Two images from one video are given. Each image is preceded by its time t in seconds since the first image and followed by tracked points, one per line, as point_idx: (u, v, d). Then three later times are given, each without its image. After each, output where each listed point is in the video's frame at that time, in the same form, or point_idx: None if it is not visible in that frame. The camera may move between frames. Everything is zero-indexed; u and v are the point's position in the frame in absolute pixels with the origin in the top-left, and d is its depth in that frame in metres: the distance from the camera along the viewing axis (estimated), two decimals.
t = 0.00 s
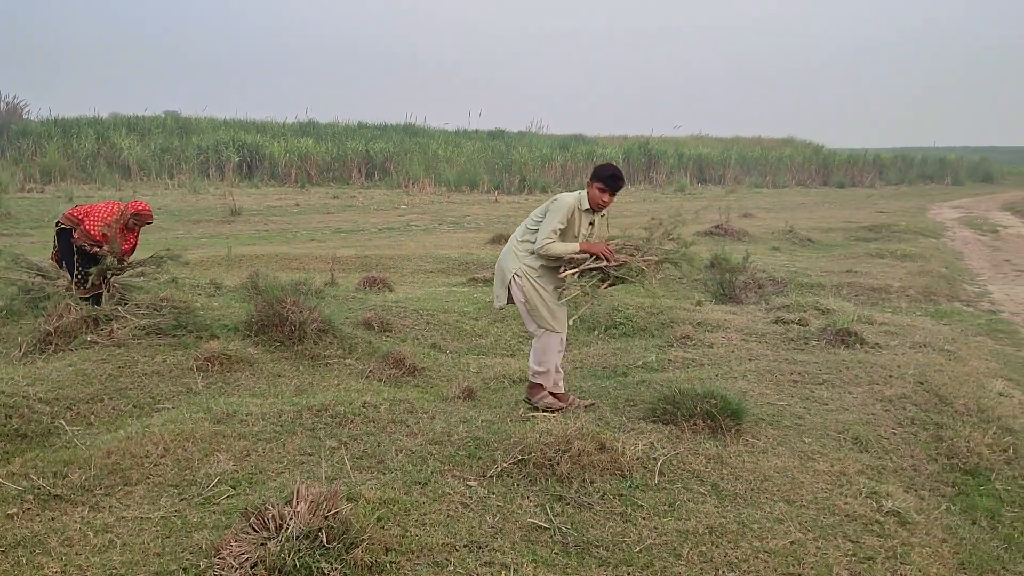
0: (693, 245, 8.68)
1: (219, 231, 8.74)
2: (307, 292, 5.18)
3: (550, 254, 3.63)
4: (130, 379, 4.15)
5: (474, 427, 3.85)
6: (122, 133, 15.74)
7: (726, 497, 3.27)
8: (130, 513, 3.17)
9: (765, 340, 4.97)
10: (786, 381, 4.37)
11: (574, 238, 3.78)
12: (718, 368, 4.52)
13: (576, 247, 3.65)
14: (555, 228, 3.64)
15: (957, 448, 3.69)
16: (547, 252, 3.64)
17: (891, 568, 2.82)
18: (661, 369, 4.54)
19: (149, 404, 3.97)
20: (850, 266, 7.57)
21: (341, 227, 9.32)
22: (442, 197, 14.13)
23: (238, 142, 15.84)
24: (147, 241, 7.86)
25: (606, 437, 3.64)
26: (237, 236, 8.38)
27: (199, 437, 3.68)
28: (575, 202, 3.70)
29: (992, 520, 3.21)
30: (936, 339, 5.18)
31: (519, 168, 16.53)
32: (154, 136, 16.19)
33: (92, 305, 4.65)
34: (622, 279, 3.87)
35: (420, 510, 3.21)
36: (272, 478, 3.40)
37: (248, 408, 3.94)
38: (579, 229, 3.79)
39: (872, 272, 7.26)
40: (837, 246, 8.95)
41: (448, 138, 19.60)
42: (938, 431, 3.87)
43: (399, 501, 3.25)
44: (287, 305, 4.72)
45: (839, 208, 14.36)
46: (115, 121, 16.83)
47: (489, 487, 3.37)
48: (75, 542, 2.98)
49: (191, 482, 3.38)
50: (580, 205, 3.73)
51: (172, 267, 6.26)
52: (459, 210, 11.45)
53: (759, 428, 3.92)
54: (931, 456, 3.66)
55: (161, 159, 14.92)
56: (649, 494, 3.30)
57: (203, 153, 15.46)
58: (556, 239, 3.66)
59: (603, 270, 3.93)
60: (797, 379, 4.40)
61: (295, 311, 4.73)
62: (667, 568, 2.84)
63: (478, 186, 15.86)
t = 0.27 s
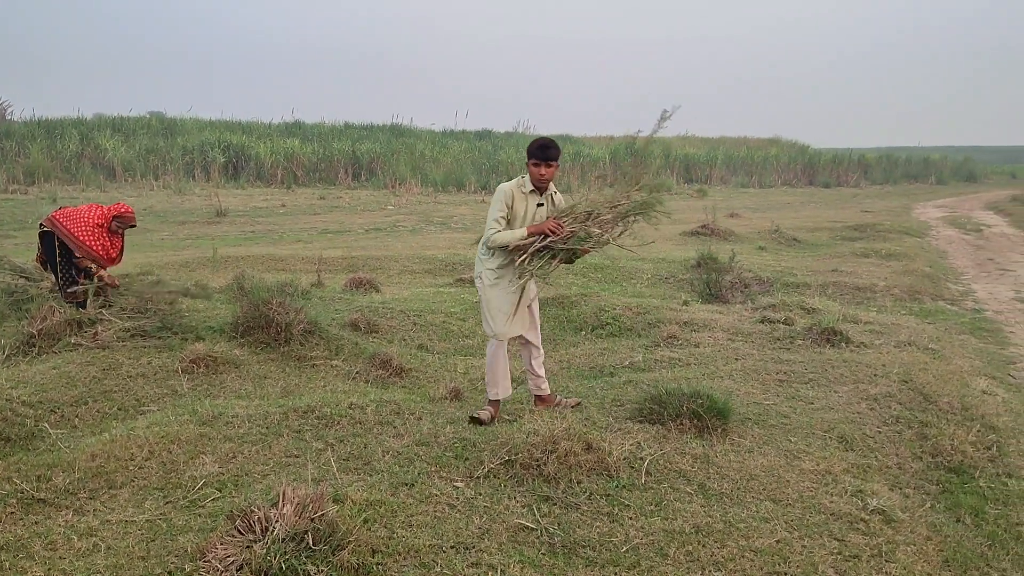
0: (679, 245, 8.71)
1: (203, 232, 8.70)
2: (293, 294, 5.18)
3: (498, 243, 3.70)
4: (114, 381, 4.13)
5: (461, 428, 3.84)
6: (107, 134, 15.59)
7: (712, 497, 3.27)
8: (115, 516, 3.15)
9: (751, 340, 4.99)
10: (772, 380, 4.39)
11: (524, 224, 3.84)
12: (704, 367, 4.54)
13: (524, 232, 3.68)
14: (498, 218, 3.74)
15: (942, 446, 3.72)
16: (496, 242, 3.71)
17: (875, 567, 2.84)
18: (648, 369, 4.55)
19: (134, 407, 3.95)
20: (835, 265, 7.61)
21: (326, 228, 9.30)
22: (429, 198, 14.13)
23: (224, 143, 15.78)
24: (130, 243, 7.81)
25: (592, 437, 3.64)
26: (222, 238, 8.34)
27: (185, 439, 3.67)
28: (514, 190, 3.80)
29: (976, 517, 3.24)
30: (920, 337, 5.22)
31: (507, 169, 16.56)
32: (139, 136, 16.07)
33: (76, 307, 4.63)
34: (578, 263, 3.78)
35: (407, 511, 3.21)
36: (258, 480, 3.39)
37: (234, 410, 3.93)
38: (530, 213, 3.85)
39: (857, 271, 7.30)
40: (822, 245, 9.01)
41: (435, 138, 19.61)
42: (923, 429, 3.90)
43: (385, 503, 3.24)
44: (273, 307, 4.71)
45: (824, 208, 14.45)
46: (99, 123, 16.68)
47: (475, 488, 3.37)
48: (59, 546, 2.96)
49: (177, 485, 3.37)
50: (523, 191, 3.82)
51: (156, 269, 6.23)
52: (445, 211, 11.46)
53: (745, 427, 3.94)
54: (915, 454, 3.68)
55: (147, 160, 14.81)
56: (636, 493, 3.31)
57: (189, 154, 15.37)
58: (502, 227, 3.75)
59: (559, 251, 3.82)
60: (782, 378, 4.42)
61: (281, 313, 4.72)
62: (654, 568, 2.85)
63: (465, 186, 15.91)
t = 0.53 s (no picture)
0: (671, 245, 8.72)
1: (194, 233, 8.67)
2: (285, 295, 5.17)
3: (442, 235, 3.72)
4: (106, 384, 4.12)
5: (454, 429, 3.84)
6: (98, 135, 15.51)
7: (705, 497, 3.28)
8: (106, 519, 3.14)
9: (744, 339, 5.00)
10: (764, 380, 4.40)
11: (468, 212, 3.78)
12: (696, 367, 4.55)
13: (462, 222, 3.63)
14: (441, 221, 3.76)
15: (933, 446, 3.73)
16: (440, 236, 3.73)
17: (867, 566, 2.84)
18: (640, 369, 4.56)
19: (125, 409, 3.94)
20: (827, 265, 7.63)
21: (318, 230, 9.29)
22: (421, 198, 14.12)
23: (216, 144, 15.74)
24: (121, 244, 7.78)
25: (585, 438, 3.64)
26: (213, 239, 8.32)
27: (177, 441, 3.66)
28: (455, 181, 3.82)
29: (968, 516, 3.25)
30: (911, 337, 5.23)
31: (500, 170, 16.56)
32: (131, 137, 16.00)
33: (67, 310, 4.61)
34: (517, 248, 3.62)
35: (400, 512, 3.20)
36: (250, 482, 3.38)
37: (226, 412, 3.92)
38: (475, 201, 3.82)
39: (848, 271, 7.32)
40: (814, 245, 9.04)
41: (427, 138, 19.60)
42: (914, 428, 3.91)
43: (378, 504, 3.24)
44: (265, 308, 4.71)
45: (816, 208, 14.50)
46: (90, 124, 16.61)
47: (468, 489, 3.36)
48: (50, 549, 2.95)
49: (168, 487, 3.36)
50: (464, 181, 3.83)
51: (147, 270, 6.21)
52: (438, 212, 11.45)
53: (737, 427, 3.94)
54: (907, 453, 3.69)
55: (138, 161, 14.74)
56: (629, 494, 3.31)
57: (180, 155, 15.32)
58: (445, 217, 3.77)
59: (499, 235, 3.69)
60: (775, 377, 4.43)
61: (273, 314, 4.72)
62: (647, 568, 2.85)
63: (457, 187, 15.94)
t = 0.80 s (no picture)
0: (669, 246, 8.72)
1: (191, 235, 8.66)
2: (283, 296, 5.17)
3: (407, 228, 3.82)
4: (103, 386, 4.11)
5: (452, 430, 3.83)
6: (95, 136, 15.48)
7: (703, 498, 3.28)
8: (104, 522, 3.13)
9: (741, 340, 5.01)
10: (762, 381, 4.40)
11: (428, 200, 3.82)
12: (694, 368, 4.55)
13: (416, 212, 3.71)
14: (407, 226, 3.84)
15: (930, 446, 3.74)
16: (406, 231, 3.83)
17: (865, 567, 2.85)
18: (638, 370, 4.56)
19: (123, 411, 3.93)
20: (824, 265, 7.64)
21: (316, 231, 9.28)
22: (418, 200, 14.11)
23: (214, 146, 15.73)
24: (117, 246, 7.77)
25: (583, 439, 3.64)
26: (210, 240, 8.31)
27: (175, 443, 3.65)
28: (414, 173, 3.88)
29: (965, 516, 3.25)
30: (909, 337, 5.24)
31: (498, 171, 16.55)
32: (128, 139, 15.98)
33: (64, 312, 4.60)
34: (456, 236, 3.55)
35: (398, 514, 3.20)
36: (248, 484, 3.38)
37: (224, 414, 3.92)
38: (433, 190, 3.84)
39: (845, 271, 7.33)
40: (812, 246, 9.05)
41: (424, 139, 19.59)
42: (912, 429, 3.91)
43: (376, 506, 3.24)
44: (263, 310, 4.71)
45: (812, 208, 14.51)
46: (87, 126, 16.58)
47: (466, 490, 3.36)
48: (47, 552, 2.94)
49: (166, 490, 3.35)
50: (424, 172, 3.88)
51: (144, 272, 6.20)
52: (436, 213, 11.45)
53: (735, 427, 3.94)
54: (905, 453, 3.70)
55: (135, 162, 14.71)
56: (627, 495, 3.31)
57: (177, 156, 15.29)
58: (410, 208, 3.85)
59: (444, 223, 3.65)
60: (772, 378, 4.44)
61: (271, 316, 4.72)
62: (645, 569, 2.85)
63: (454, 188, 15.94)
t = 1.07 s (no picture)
0: (670, 247, 8.72)
1: (193, 236, 8.67)
2: (285, 298, 5.17)
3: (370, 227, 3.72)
4: (106, 387, 4.12)
5: (455, 432, 3.83)
6: (97, 138, 15.49)
7: (706, 499, 3.28)
8: (107, 523, 3.14)
9: (744, 341, 5.01)
10: (764, 382, 4.41)
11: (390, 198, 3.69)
12: (697, 369, 4.56)
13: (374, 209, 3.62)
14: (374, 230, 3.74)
15: (933, 447, 3.74)
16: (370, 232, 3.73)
17: (868, 568, 2.85)
18: (640, 371, 4.56)
19: (126, 412, 3.94)
20: (826, 266, 7.64)
21: (318, 232, 9.28)
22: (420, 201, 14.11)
23: (215, 147, 15.74)
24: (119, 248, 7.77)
25: (586, 440, 3.64)
26: (212, 242, 8.32)
27: (178, 444, 3.66)
28: (383, 173, 3.75)
29: (969, 516, 3.26)
30: (911, 338, 5.24)
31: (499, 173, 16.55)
32: (129, 140, 15.99)
33: (68, 313, 4.61)
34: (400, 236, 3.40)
35: (401, 515, 3.20)
36: (252, 485, 3.38)
37: (226, 415, 3.92)
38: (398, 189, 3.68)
39: (848, 272, 7.33)
40: (814, 247, 9.05)
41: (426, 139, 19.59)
42: (915, 430, 3.92)
43: (380, 507, 3.24)
44: (265, 311, 4.72)
45: (814, 209, 14.51)
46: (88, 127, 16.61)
47: (469, 492, 3.36)
48: (51, 553, 2.94)
49: (170, 491, 3.35)
50: (392, 171, 3.74)
51: (147, 273, 6.21)
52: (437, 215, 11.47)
53: (738, 428, 3.95)
54: (907, 455, 3.70)
55: (137, 164, 14.71)
56: (630, 496, 3.31)
57: (178, 158, 15.30)
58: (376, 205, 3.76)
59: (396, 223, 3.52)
60: (774, 379, 4.44)
61: (273, 318, 4.72)
62: (649, 570, 2.85)
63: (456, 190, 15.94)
